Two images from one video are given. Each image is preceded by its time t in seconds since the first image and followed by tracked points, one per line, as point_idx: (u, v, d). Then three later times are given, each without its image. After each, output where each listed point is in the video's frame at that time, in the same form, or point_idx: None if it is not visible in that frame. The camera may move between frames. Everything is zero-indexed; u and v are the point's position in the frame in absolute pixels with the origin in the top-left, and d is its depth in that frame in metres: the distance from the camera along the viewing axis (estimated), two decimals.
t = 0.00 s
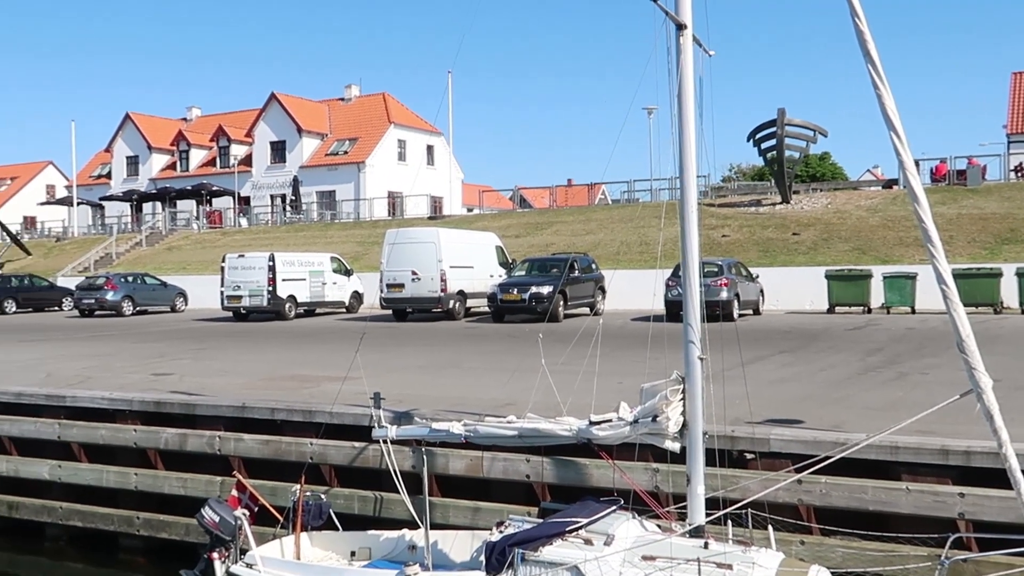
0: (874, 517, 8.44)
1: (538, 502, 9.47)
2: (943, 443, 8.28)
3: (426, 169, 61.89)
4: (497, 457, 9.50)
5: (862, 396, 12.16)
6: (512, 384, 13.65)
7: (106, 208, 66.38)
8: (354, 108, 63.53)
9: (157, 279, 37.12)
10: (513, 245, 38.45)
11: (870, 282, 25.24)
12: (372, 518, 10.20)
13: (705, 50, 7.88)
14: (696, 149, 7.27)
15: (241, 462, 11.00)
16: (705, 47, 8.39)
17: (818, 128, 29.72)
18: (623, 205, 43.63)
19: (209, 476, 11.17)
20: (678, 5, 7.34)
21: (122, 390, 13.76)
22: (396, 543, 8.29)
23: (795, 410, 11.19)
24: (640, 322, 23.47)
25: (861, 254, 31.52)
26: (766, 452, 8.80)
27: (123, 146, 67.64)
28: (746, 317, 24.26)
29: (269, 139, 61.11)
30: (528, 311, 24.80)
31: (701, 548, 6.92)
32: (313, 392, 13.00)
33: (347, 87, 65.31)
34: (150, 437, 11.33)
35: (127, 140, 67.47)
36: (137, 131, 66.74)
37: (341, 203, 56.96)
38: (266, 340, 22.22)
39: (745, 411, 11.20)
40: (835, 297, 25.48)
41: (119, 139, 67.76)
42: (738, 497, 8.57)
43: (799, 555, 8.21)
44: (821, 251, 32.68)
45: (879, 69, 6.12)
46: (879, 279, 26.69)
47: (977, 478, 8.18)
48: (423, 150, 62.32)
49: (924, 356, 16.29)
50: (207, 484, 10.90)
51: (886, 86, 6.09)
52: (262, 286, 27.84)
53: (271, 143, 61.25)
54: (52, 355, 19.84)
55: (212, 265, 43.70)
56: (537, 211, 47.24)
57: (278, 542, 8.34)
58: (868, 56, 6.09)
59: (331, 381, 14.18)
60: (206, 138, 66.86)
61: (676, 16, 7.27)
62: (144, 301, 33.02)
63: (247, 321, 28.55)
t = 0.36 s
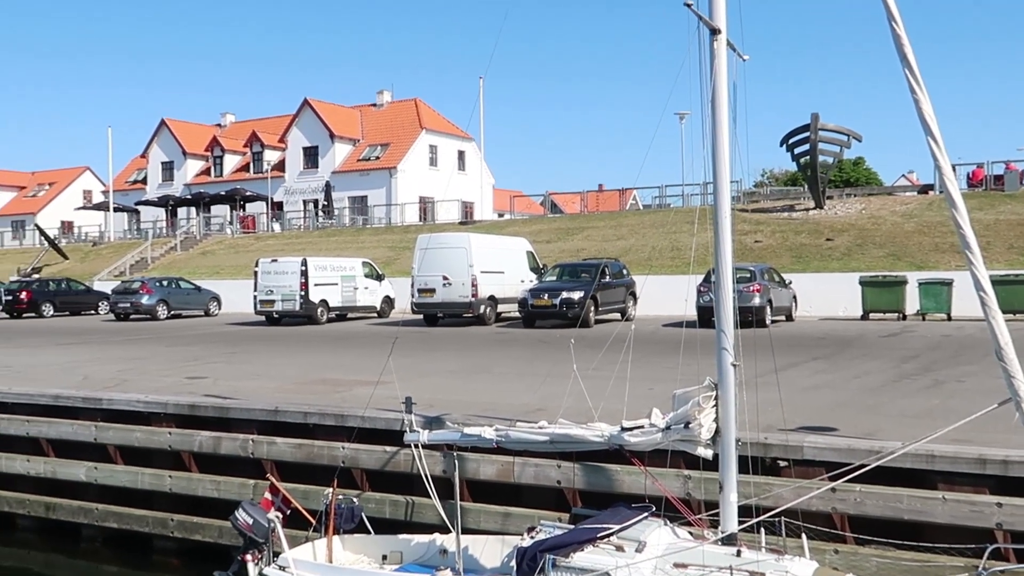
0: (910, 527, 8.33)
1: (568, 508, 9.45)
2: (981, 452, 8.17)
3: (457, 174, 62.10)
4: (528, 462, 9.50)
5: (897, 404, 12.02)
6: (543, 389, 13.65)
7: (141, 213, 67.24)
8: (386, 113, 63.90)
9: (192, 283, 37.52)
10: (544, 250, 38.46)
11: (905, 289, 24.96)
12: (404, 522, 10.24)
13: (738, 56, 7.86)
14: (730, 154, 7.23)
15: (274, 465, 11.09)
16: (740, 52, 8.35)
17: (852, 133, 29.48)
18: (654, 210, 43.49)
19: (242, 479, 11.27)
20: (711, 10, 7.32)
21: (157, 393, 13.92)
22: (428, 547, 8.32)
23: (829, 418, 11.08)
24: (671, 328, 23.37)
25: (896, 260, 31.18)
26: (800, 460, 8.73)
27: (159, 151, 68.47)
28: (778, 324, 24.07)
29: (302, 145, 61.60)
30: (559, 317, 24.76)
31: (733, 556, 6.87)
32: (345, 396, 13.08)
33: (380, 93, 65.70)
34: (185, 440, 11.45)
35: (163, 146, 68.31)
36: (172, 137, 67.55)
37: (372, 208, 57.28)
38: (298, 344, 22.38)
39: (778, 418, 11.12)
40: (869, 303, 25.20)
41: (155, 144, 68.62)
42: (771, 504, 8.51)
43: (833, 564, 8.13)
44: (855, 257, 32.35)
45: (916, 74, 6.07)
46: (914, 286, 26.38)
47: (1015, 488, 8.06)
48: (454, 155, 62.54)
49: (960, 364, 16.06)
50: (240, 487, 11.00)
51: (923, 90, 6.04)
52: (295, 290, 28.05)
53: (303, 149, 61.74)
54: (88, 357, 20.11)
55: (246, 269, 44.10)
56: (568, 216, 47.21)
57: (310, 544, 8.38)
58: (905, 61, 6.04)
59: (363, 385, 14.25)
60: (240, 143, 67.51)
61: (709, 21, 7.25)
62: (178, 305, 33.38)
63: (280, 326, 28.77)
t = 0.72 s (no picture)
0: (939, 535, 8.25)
1: (594, 513, 9.44)
2: (1012, 460, 8.08)
3: (483, 179, 62.24)
4: (553, 466, 9.50)
5: (925, 411, 11.90)
6: (569, 393, 13.64)
7: (170, 216, 67.88)
8: (411, 118, 64.16)
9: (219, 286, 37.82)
10: (569, 254, 38.44)
11: (934, 295, 24.72)
12: (429, 526, 10.28)
13: (766, 59, 7.83)
14: (758, 159, 7.21)
15: (300, 467, 11.16)
16: (767, 56, 8.33)
17: (880, 137, 29.26)
18: (680, 215, 43.37)
19: (269, 481, 11.35)
20: (740, 14, 7.30)
21: (185, 395, 14.05)
22: (453, 550, 8.35)
23: (856, 424, 11.00)
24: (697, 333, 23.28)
25: (924, 266, 30.89)
26: (827, 466, 8.67)
27: (187, 155, 69.09)
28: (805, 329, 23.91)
29: (329, 149, 61.96)
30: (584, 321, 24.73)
31: (760, 563, 6.83)
32: (371, 400, 13.14)
33: (406, 97, 65.97)
34: (212, 441, 11.55)
35: (192, 150, 68.94)
36: (200, 141, 68.16)
37: (398, 212, 57.53)
38: (325, 347, 22.50)
39: (805, 424, 11.05)
40: (897, 309, 24.98)
41: (183, 148, 69.27)
42: (798, 511, 8.45)
43: (861, 572, 8.07)
44: (883, 262, 32.09)
45: (947, 78, 6.03)
46: (943, 292, 26.12)
47: None
48: (480, 160, 62.70)
49: (990, 371, 15.88)
50: (267, 489, 11.07)
51: (954, 95, 6.00)
52: (321, 293, 28.22)
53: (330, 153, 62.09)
54: (117, 359, 20.33)
55: (272, 272, 44.41)
56: (594, 220, 47.18)
57: (336, 546, 8.42)
58: (936, 66, 6.01)
59: (389, 388, 14.30)
60: (267, 147, 68.00)
61: (738, 25, 7.24)
62: (206, 308, 33.66)
63: (306, 329, 28.94)
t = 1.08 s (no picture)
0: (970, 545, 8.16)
1: (621, 519, 9.42)
2: None
3: (510, 185, 62.39)
4: (581, 472, 9.49)
5: (958, 418, 11.76)
6: (596, 399, 13.63)
7: (199, 221, 68.52)
8: (439, 124, 64.43)
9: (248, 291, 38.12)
10: (596, 260, 38.40)
11: (965, 302, 24.45)
12: (456, 530, 10.30)
13: (797, 65, 7.80)
14: (788, 164, 7.19)
15: (328, 471, 11.22)
16: (797, 60, 8.29)
17: (911, 143, 28.99)
18: (707, 221, 43.21)
19: (298, 485, 11.41)
20: (770, 19, 7.28)
21: (215, 398, 14.17)
22: (481, 556, 8.35)
23: (888, 432, 10.89)
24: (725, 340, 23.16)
25: (955, 273, 30.57)
26: (858, 474, 8.60)
27: (217, 161, 69.73)
28: (835, 336, 23.72)
29: (357, 155, 62.33)
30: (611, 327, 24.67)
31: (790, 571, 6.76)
32: (399, 404, 13.19)
33: (433, 103, 66.26)
34: (242, 445, 11.64)
35: (221, 156, 69.57)
36: (230, 147, 68.78)
37: (425, 218, 57.72)
38: (352, 352, 22.61)
39: (835, 432, 10.96)
40: (928, 316, 24.72)
41: (213, 154, 69.94)
42: (828, 519, 8.39)
43: None
44: (914, 269, 31.76)
45: (980, 83, 5.99)
46: (975, 299, 25.82)
47: None
48: (507, 166, 62.84)
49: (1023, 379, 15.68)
50: (295, 493, 11.14)
51: (988, 99, 5.95)
52: (348, 299, 28.36)
53: (358, 158, 62.46)
54: (147, 363, 20.54)
55: (301, 278, 44.69)
56: (620, 226, 47.10)
57: (364, 550, 8.40)
58: (969, 71, 5.98)
59: (416, 393, 14.35)
60: (296, 153, 68.48)
61: (767, 30, 7.22)
62: (235, 313, 33.93)
63: (333, 334, 29.11)
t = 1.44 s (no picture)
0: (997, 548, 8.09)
1: (643, 521, 9.40)
2: None
3: (531, 186, 62.40)
4: (603, 473, 9.48)
5: (983, 421, 11.65)
6: (618, 400, 13.61)
7: (222, 222, 68.99)
8: (460, 125, 64.54)
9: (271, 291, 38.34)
10: (618, 261, 38.33)
11: (991, 303, 24.22)
12: (478, 531, 10.32)
13: (821, 65, 7.76)
14: (812, 164, 7.15)
15: (351, 471, 11.26)
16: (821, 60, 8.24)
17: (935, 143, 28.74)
18: (729, 222, 43.05)
19: (320, 485, 11.46)
20: (794, 18, 7.25)
21: (238, 398, 14.28)
22: (503, 556, 8.35)
23: (913, 434, 10.81)
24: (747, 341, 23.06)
25: (981, 274, 30.28)
26: (882, 477, 8.55)
27: (240, 162, 70.17)
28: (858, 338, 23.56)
29: (378, 156, 62.55)
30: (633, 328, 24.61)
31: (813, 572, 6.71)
32: (421, 405, 13.23)
33: (454, 104, 66.39)
34: (265, 444, 11.70)
35: (244, 157, 70.01)
36: (253, 148, 69.19)
37: (446, 219, 57.82)
38: (374, 353, 22.69)
39: (859, 434, 10.89)
40: (952, 318, 24.49)
41: (236, 156, 70.38)
42: (852, 522, 8.34)
43: None
44: (938, 270, 31.49)
45: (1008, 83, 5.94)
46: (1000, 300, 25.56)
47: None
48: (528, 167, 62.87)
49: None
50: (318, 492, 11.19)
51: (1015, 99, 5.90)
52: (370, 299, 28.45)
53: (380, 160, 62.69)
54: (171, 362, 20.71)
55: (323, 278, 44.89)
56: (642, 227, 46.99)
57: (387, 549, 8.44)
58: (997, 70, 5.93)
59: (438, 394, 14.39)
60: (318, 155, 68.81)
61: (792, 29, 7.18)
62: (257, 313, 34.13)
63: (355, 334, 29.23)
